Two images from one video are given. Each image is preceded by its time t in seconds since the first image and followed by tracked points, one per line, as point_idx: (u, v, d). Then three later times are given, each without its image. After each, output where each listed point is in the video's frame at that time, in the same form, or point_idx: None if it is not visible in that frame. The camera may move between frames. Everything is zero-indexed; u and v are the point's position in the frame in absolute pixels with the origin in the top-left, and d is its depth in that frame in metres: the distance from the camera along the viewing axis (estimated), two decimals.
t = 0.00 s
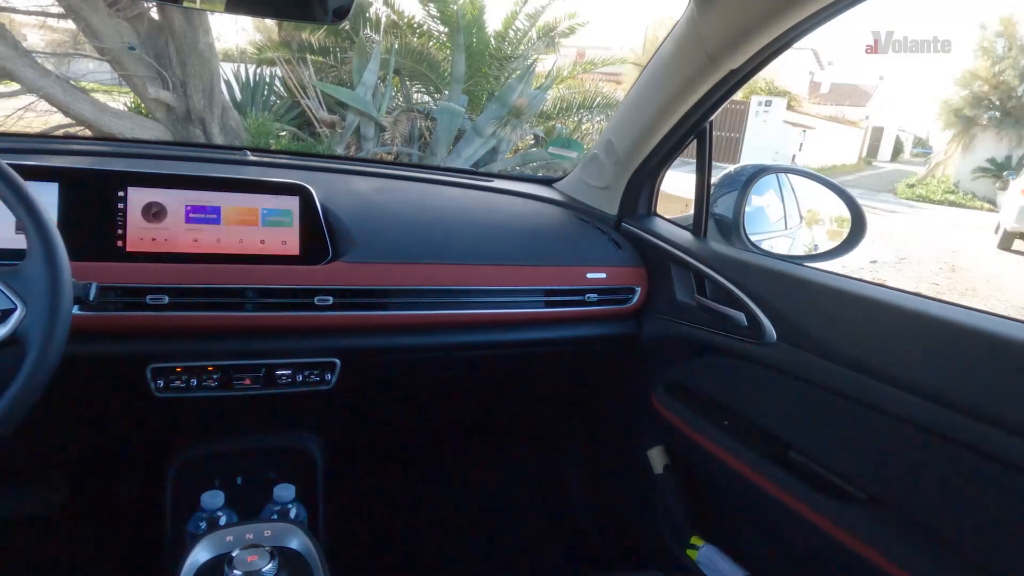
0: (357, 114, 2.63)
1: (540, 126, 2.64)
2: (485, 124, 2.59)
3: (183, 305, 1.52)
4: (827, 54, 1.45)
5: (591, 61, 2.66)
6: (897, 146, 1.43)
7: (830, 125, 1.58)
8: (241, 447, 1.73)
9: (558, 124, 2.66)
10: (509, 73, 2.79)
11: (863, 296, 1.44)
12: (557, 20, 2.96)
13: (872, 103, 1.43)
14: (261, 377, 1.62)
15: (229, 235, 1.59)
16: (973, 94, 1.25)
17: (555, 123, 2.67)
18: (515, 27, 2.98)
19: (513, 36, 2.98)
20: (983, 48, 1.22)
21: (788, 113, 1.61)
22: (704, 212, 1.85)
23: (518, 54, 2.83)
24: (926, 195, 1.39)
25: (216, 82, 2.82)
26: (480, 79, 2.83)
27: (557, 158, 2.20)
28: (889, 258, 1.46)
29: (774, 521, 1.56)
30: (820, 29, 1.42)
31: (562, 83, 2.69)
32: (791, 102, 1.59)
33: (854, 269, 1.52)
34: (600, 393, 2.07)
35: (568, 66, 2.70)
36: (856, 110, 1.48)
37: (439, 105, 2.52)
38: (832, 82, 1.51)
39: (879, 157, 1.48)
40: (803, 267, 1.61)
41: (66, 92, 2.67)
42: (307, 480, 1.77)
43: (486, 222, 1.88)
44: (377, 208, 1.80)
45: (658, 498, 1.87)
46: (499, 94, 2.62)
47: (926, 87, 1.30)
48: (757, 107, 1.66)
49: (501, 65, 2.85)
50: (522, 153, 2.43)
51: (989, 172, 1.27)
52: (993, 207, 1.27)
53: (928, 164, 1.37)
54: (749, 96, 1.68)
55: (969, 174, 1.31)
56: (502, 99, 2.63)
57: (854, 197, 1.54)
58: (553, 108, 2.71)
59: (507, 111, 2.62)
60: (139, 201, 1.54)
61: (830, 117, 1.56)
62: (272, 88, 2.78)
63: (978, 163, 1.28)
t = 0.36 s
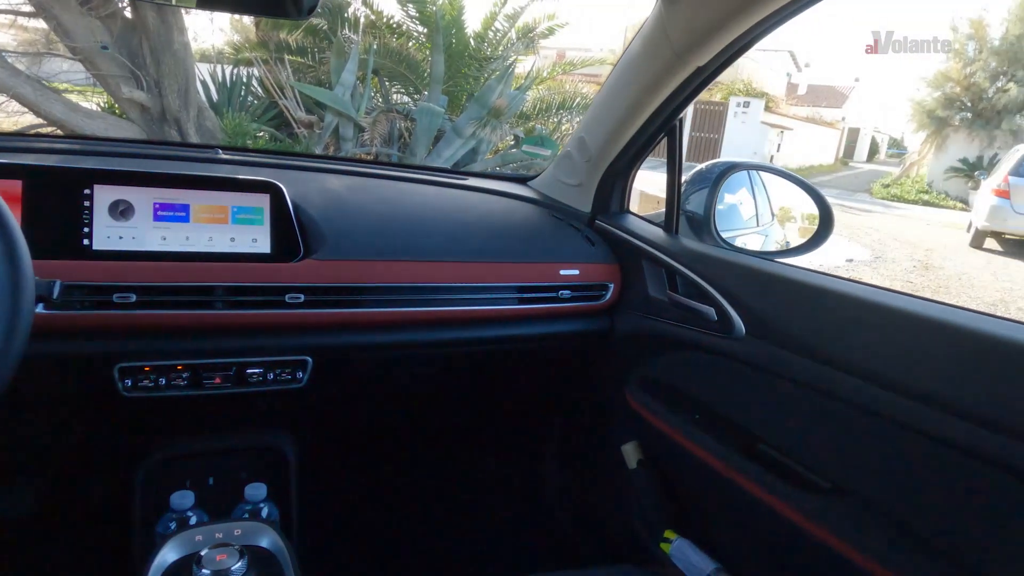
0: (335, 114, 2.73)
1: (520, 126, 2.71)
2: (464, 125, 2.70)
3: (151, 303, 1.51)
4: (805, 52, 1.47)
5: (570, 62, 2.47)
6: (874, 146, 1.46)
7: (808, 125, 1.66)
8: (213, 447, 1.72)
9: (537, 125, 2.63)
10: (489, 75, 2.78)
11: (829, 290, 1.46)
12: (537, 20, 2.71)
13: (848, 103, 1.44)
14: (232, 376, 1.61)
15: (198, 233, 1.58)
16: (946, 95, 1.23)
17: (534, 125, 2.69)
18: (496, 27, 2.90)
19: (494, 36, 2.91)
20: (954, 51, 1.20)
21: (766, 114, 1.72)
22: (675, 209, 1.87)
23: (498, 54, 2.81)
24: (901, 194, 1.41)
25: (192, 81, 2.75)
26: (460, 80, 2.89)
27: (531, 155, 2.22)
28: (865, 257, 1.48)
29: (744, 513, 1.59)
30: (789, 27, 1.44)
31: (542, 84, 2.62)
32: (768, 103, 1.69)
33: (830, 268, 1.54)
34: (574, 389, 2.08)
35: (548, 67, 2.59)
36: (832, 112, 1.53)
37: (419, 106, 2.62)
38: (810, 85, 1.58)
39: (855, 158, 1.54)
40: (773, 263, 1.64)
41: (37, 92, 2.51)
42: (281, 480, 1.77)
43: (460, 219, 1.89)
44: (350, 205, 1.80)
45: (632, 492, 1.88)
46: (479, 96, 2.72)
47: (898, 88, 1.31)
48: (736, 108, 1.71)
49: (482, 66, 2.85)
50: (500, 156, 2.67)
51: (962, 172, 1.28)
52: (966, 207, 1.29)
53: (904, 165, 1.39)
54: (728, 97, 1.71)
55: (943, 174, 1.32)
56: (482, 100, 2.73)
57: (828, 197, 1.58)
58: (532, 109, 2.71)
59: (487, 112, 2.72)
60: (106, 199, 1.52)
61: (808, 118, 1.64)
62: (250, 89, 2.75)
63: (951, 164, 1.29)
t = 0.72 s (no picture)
0: (324, 113, 2.69)
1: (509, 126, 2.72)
2: (453, 124, 2.67)
3: (142, 301, 1.50)
4: (791, 53, 1.48)
5: (558, 62, 2.59)
6: (860, 145, 1.51)
7: (796, 125, 1.74)
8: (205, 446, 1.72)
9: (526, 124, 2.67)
10: (476, 73, 2.82)
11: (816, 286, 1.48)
12: (524, 22, 2.91)
13: (836, 103, 1.49)
14: (223, 374, 1.61)
15: (189, 231, 1.57)
16: (930, 96, 1.25)
17: (524, 124, 2.66)
18: (484, 27, 2.90)
19: (483, 36, 2.92)
20: (938, 51, 1.22)
21: (752, 115, 1.78)
22: (664, 207, 1.89)
23: (483, 54, 2.90)
24: (886, 194, 1.44)
25: (178, 80, 2.72)
26: (449, 80, 2.87)
27: (520, 154, 2.23)
28: (852, 256, 1.49)
29: (734, 507, 1.61)
30: (776, 28, 1.46)
31: (530, 84, 2.70)
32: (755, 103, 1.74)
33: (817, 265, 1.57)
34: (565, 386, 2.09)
35: (537, 68, 2.69)
36: (820, 111, 1.61)
37: (407, 106, 2.60)
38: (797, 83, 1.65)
39: (842, 157, 1.60)
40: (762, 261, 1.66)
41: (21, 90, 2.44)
42: (273, 478, 1.77)
43: (451, 217, 1.90)
44: (341, 203, 1.80)
45: (623, 487, 1.90)
46: (467, 95, 2.69)
47: (883, 90, 1.35)
48: (723, 108, 1.76)
49: (469, 65, 2.87)
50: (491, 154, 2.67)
51: (945, 171, 1.29)
52: (950, 205, 1.31)
53: (890, 164, 1.42)
54: (715, 97, 1.73)
55: (928, 173, 1.33)
56: (470, 100, 2.70)
57: (816, 196, 1.61)
58: (520, 109, 2.75)
59: (476, 111, 2.69)
60: (96, 196, 1.51)
61: (795, 117, 1.73)
62: (237, 88, 2.78)
63: (936, 163, 1.30)
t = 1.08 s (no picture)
0: (321, 111, 2.65)
1: (508, 124, 2.70)
2: (451, 123, 2.63)
3: (143, 299, 1.49)
4: (790, 50, 1.48)
5: (554, 62, 2.61)
6: (857, 144, 1.50)
7: (793, 123, 1.70)
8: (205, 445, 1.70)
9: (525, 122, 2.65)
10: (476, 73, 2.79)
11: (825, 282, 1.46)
12: (521, 18, 2.88)
13: (832, 103, 1.50)
14: (225, 372, 1.59)
15: (190, 228, 1.55)
16: (927, 94, 1.26)
17: (522, 123, 2.69)
18: (482, 25, 2.98)
19: (481, 34, 2.98)
20: (935, 50, 1.22)
21: (750, 113, 1.73)
22: (668, 204, 1.87)
23: (482, 51, 2.90)
24: (883, 192, 1.44)
25: (175, 78, 2.67)
26: (447, 78, 2.89)
27: (523, 151, 2.22)
28: (850, 254, 1.49)
29: (740, 505, 1.60)
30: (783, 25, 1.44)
31: (528, 82, 2.69)
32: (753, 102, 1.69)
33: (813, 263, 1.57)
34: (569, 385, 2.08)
35: (533, 66, 2.71)
36: (816, 110, 1.58)
37: (406, 104, 2.57)
38: (793, 83, 1.61)
39: (838, 155, 1.58)
40: (766, 256, 1.64)
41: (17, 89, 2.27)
42: (275, 478, 1.75)
43: (454, 214, 1.88)
44: (342, 200, 1.78)
45: (628, 486, 1.89)
46: (465, 94, 2.68)
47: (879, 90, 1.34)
48: (720, 106, 1.73)
49: (467, 63, 2.90)
50: (489, 151, 2.62)
51: (943, 169, 1.29)
52: (948, 203, 1.32)
53: (887, 162, 1.42)
54: (712, 95, 1.71)
55: (925, 171, 1.34)
56: (468, 98, 2.69)
57: (819, 194, 1.59)
58: (519, 107, 2.71)
59: (474, 109, 2.67)
60: (96, 193, 1.50)
61: (792, 116, 1.69)
62: (235, 87, 2.91)
63: (933, 161, 1.30)
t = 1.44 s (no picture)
0: (330, 111, 2.68)
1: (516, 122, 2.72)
2: (460, 121, 2.65)
3: (157, 298, 1.47)
4: (796, 48, 1.47)
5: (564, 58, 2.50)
6: (866, 142, 1.51)
7: (802, 121, 1.71)
8: (217, 445, 1.69)
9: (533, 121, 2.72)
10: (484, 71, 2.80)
11: (848, 281, 1.43)
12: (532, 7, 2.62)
13: (842, 100, 1.47)
14: (238, 372, 1.58)
15: (203, 226, 1.54)
16: (937, 92, 1.25)
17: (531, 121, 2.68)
18: (490, 24, 2.81)
19: (489, 33, 2.83)
20: (947, 47, 1.21)
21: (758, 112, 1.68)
22: (685, 201, 1.84)
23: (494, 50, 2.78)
24: (894, 190, 1.42)
25: (184, 78, 2.66)
26: (455, 76, 2.88)
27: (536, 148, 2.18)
28: (861, 252, 1.47)
29: (760, 507, 1.57)
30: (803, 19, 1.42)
31: (537, 81, 2.69)
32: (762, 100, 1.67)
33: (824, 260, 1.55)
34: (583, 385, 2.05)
35: (543, 64, 2.64)
36: (825, 108, 1.58)
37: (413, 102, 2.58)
38: (802, 82, 1.61)
39: (848, 153, 1.57)
40: (786, 254, 1.61)
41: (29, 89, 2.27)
42: (287, 478, 1.73)
43: (468, 212, 1.85)
44: (355, 198, 1.76)
45: (644, 488, 1.86)
46: (473, 92, 2.68)
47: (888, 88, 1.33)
48: (729, 104, 1.70)
49: (476, 62, 2.86)
50: (497, 149, 2.63)
51: (954, 167, 1.29)
52: (958, 202, 1.30)
53: (897, 160, 1.43)
54: (721, 93, 1.69)
55: (935, 169, 1.33)
56: (476, 96, 2.69)
57: (841, 194, 1.55)
58: (528, 105, 2.77)
59: (483, 108, 2.68)
60: (109, 191, 1.48)
61: (800, 113, 1.70)
62: (243, 86, 2.84)
63: (944, 159, 1.30)
